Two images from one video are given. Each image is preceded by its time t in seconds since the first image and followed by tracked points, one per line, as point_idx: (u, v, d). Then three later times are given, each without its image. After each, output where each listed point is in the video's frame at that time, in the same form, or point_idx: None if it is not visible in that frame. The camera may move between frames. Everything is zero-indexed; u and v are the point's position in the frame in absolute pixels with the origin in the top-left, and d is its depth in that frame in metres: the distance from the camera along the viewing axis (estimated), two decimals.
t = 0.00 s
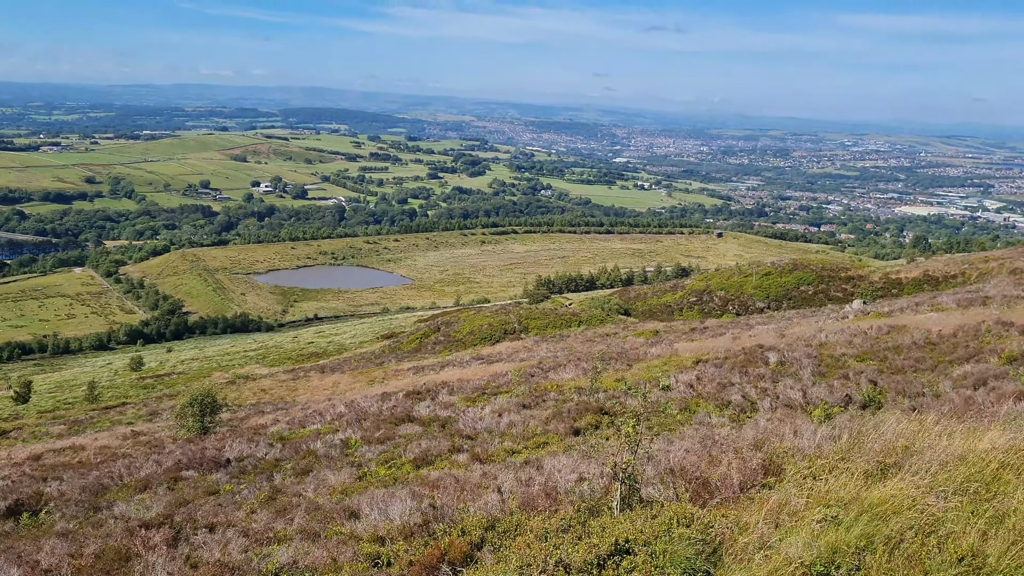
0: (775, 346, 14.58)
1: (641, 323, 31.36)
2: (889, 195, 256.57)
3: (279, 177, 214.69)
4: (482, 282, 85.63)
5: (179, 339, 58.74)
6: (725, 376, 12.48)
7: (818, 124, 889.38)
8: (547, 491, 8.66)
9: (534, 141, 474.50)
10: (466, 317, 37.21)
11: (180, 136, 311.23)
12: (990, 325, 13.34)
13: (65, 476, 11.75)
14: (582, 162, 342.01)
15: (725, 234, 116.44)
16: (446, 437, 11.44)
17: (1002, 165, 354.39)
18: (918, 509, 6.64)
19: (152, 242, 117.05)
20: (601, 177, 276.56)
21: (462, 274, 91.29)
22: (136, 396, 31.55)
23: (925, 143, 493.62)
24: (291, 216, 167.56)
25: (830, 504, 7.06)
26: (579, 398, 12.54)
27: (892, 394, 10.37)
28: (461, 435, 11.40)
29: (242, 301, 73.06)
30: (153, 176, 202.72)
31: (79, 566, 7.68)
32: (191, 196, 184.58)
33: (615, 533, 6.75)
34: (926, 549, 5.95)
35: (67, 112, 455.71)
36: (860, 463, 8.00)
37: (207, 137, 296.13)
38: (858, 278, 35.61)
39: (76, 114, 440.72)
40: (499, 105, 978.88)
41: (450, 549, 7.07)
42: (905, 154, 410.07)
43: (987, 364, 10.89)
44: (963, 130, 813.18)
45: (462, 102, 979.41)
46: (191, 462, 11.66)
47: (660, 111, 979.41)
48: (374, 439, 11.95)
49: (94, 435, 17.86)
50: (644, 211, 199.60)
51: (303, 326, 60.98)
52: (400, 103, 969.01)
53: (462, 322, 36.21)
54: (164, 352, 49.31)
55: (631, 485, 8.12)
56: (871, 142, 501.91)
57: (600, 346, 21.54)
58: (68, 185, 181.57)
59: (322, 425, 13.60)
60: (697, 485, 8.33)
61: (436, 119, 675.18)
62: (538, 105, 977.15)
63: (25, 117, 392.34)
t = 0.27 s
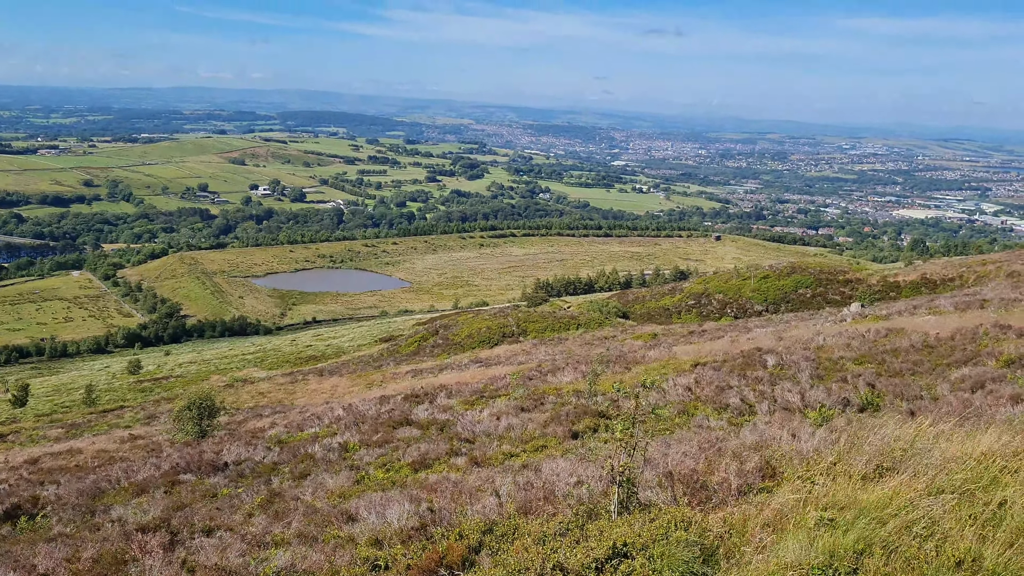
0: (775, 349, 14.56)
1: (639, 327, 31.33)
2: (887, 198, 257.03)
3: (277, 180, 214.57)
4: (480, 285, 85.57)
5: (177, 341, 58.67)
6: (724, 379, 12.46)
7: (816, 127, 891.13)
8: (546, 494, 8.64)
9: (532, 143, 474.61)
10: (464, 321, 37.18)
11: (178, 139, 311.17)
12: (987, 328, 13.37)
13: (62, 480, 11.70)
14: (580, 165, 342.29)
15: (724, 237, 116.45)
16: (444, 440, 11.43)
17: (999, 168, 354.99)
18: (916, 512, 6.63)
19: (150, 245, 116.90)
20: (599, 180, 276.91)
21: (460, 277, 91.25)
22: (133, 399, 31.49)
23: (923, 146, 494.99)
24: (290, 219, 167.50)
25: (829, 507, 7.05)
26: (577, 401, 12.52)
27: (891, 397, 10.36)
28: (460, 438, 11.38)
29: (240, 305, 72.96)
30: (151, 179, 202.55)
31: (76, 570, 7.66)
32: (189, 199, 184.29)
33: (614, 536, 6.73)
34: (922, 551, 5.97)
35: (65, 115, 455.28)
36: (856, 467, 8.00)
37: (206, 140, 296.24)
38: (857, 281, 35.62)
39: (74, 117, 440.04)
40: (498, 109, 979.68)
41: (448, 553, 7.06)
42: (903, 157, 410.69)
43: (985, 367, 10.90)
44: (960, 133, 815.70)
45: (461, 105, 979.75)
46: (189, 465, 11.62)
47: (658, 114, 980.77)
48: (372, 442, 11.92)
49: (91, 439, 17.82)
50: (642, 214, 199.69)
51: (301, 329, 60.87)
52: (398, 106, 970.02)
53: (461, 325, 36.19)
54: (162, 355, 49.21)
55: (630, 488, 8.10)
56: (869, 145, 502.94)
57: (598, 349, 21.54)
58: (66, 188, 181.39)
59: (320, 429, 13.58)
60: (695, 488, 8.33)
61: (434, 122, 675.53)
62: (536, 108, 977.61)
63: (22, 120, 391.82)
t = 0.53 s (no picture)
0: (770, 352, 14.58)
1: (635, 330, 31.34)
2: (882, 202, 257.97)
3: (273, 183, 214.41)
4: (476, 289, 85.63)
5: (172, 346, 58.54)
6: (719, 383, 12.47)
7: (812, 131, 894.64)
8: (541, 499, 8.63)
9: (528, 147, 475.23)
10: (460, 325, 37.18)
11: (175, 143, 310.96)
12: (982, 331, 13.41)
13: (57, 485, 11.66)
14: (576, 169, 343.01)
15: (719, 241, 116.74)
16: (440, 444, 11.41)
17: (993, 172, 356.69)
18: (911, 517, 6.64)
19: (146, 249, 116.71)
20: (595, 183, 277.46)
21: (456, 281, 91.34)
22: (128, 404, 31.41)
23: (917, 150, 497.20)
24: (286, 222, 167.35)
25: (823, 511, 7.06)
26: (573, 405, 12.52)
27: (886, 401, 10.37)
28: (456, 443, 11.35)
29: (236, 308, 72.88)
30: (146, 182, 202.16)
31: None
32: (184, 203, 183.81)
33: (610, 541, 6.72)
34: (918, 554, 5.98)
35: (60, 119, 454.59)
36: (853, 471, 7.99)
37: (202, 143, 296.00)
38: (852, 285, 35.70)
39: (70, 121, 439.40)
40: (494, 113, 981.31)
41: (443, 558, 7.04)
42: (897, 161, 412.28)
43: (980, 371, 10.92)
44: (953, 137, 819.59)
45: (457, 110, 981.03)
46: (184, 470, 11.58)
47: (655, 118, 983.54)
48: (367, 447, 11.89)
49: (86, 443, 17.79)
50: (638, 218, 200.30)
51: (297, 333, 60.78)
52: (394, 109, 971.39)
53: (457, 329, 36.17)
54: (157, 359, 49.12)
55: (625, 492, 8.10)
56: (863, 149, 505.20)
57: (594, 353, 21.55)
58: (61, 192, 180.91)
59: (316, 433, 13.51)
60: (691, 493, 8.32)
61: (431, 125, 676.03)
62: (532, 111, 978.64)
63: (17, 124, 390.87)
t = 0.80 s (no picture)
0: (761, 356, 14.61)
1: (626, 334, 31.38)
2: (871, 206, 259.61)
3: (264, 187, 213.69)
4: (467, 293, 85.58)
5: (162, 350, 58.12)
6: (710, 387, 12.48)
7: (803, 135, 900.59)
8: (532, 505, 8.60)
9: (521, 151, 475.68)
10: (451, 328, 37.14)
11: (166, 146, 309.49)
12: (970, 335, 13.49)
13: (45, 490, 11.56)
14: (568, 173, 343.63)
15: (710, 245, 117.07)
16: (431, 449, 11.39)
17: (981, 177, 359.70)
18: (901, 520, 6.65)
19: (135, 253, 115.99)
20: (587, 187, 278.03)
21: (448, 285, 91.28)
22: (117, 408, 31.22)
23: (907, 154, 500.96)
24: (276, 226, 166.72)
25: (813, 514, 7.07)
26: (564, 409, 12.52)
27: (876, 404, 10.40)
28: (447, 447, 11.33)
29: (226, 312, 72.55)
30: (137, 186, 200.94)
31: None
32: (174, 207, 182.64)
33: (601, 546, 6.71)
34: (909, 559, 5.99)
35: (49, 122, 451.26)
36: (843, 474, 8.02)
37: (193, 146, 294.81)
38: (842, 289, 35.85)
39: (59, 125, 436.39)
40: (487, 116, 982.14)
41: (434, 563, 7.01)
42: (887, 165, 415.29)
43: (969, 375, 10.97)
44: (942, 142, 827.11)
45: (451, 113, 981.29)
46: (173, 475, 11.51)
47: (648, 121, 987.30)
48: (359, 451, 11.86)
49: (74, 448, 17.66)
50: (629, 222, 200.62)
51: (287, 337, 60.55)
52: (387, 113, 971.04)
53: (448, 333, 36.12)
54: (146, 363, 48.80)
55: (617, 497, 8.08)
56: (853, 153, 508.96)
57: (585, 357, 21.55)
58: (50, 196, 179.59)
59: (306, 438, 13.46)
60: (681, 496, 8.33)
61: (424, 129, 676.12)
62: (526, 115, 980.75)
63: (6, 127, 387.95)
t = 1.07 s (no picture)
0: (746, 357, 14.68)
1: (612, 336, 31.42)
2: (855, 208, 261.87)
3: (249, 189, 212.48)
4: (453, 294, 85.54)
5: (145, 352, 57.57)
6: (695, 388, 12.51)
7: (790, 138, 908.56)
8: (518, 506, 8.59)
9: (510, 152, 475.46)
10: (438, 330, 37.11)
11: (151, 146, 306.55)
12: (953, 336, 13.61)
13: (26, 494, 11.41)
14: (555, 175, 344.37)
15: (696, 247, 117.53)
16: (418, 451, 11.34)
17: (963, 179, 364.14)
18: (886, 525, 6.67)
19: (118, 254, 115.08)
20: (573, 189, 278.63)
21: (434, 286, 91.21)
22: (100, 411, 30.94)
23: (891, 157, 505.85)
24: (261, 227, 165.83)
25: (796, 515, 7.10)
26: (551, 411, 12.51)
27: (860, 405, 10.46)
28: (433, 449, 11.30)
29: (211, 314, 72.13)
30: (120, 187, 198.84)
31: None
32: (158, 208, 180.55)
33: (586, 548, 6.72)
34: (893, 562, 6.02)
35: (31, 122, 445.38)
36: (827, 476, 8.06)
37: (178, 148, 292.38)
38: (826, 290, 36.08)
39: (40, 125, 430.42)
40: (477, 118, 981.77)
41: (419, 566, 6.98)
42: (871, 168, 419.33)
43: (951, 376, 11.07)
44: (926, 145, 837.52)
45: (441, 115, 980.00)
46: (157, 478, 11.41)
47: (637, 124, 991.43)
48: (344, 454, 11.78)
49: (56, 452, 17.50)
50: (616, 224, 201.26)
51: (273, 339, 60.32)
52: (375, 115, 968.87)
53: (435, 335, 36.10)
54: (130, 365, 48.40)
55: (602, 498, 8.09)
56: (838, 156, 513.75)
57: (571, 359, 21.58)
58: (32, 197, 177.45)
59: (292, 441, 13.40)
60: (666, 498, 8.35)
61: (413, 130, 675.30)
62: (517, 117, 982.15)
63: None
